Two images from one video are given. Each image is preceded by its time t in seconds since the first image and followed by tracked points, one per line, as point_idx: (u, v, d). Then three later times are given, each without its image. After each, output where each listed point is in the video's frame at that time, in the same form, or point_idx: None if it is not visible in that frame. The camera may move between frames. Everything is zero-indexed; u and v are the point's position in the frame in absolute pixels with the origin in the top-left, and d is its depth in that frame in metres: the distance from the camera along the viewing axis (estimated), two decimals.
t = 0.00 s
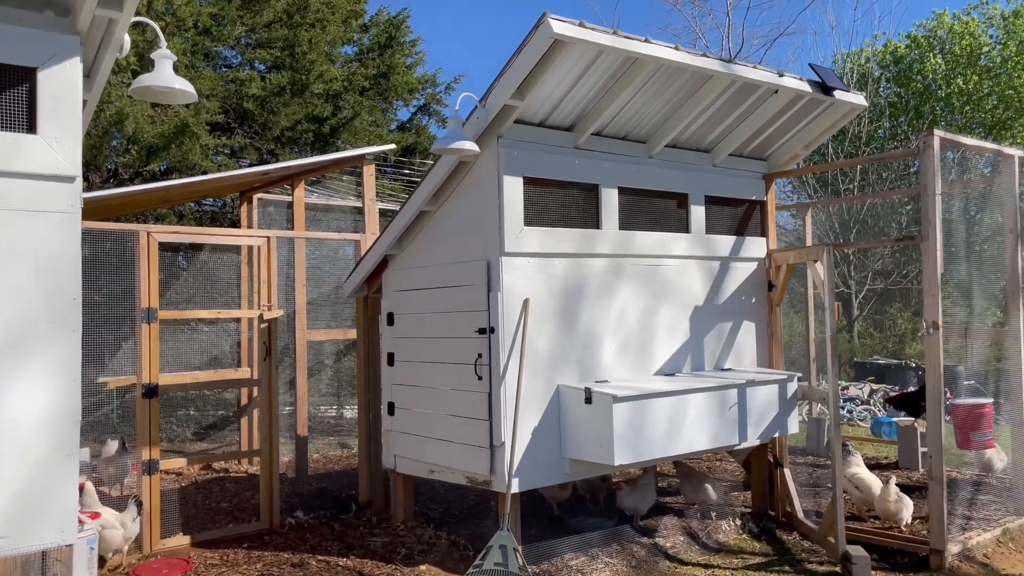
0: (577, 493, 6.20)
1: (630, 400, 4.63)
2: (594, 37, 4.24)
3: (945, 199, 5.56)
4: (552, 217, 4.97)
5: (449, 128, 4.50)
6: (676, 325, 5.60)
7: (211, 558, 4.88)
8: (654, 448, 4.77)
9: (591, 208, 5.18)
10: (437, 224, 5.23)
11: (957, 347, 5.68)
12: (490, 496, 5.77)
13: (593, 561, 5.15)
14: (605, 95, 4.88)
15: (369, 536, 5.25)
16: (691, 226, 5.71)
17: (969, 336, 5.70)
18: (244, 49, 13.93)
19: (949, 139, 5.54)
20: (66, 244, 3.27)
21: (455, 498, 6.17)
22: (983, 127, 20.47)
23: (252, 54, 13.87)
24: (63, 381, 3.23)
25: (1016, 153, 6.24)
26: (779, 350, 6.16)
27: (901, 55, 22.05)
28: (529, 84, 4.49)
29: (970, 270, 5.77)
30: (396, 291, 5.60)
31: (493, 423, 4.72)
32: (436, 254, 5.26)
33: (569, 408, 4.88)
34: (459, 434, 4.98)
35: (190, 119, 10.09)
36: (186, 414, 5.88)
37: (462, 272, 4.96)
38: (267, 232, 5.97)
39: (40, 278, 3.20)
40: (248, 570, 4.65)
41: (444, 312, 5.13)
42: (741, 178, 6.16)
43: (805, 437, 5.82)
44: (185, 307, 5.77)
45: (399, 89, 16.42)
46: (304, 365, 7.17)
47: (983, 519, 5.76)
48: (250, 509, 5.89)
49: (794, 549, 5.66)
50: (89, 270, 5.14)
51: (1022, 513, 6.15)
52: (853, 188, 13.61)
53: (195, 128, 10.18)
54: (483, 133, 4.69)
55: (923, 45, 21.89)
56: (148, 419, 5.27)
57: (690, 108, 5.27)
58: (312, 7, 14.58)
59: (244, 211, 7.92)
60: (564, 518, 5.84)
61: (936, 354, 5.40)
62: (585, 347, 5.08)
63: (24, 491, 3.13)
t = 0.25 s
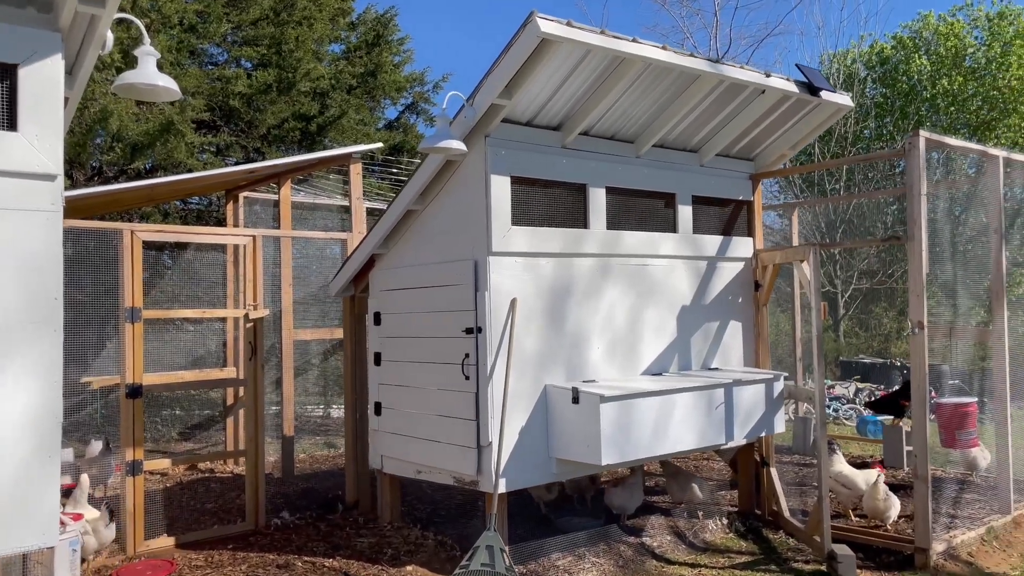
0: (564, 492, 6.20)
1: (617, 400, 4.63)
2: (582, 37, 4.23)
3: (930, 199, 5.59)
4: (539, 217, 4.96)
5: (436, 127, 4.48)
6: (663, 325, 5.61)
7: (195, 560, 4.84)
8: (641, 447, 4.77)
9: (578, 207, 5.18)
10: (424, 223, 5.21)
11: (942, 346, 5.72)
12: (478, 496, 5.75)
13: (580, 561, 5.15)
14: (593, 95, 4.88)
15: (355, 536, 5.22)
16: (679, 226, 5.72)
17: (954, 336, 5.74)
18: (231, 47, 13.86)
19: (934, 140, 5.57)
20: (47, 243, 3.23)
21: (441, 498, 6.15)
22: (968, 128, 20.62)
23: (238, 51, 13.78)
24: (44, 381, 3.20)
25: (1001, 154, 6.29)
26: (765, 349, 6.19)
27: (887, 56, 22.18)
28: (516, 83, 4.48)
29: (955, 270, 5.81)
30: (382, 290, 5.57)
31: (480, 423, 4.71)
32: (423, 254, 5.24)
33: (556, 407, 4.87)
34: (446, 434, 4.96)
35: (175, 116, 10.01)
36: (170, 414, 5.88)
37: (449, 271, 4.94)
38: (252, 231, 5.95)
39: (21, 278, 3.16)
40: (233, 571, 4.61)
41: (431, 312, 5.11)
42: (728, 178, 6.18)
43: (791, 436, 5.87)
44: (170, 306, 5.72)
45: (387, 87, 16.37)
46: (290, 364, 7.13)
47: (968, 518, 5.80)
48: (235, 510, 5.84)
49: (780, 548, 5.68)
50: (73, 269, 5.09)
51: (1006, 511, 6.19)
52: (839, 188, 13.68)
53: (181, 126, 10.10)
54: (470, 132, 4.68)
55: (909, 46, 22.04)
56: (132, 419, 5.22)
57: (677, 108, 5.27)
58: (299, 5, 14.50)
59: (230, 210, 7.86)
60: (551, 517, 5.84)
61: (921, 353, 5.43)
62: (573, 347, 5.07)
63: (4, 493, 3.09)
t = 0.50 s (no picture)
0: (552, 490, 6.16)
1: (604, 397, 4.59)
2: (568, 30, 4.19)
3: (918, 196, 5.58)
4: (526, 213, 4.92)
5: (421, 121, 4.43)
6: (651, 321, 5.58)
7: (178, 559, 4.77)
8: (628, 444, 4.74)
9: (566, 203, 5.14)
10: (410, 219, 5.16)
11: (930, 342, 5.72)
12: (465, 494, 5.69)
13: (567, 558, 5.12)
14: (580, 89, 4.84)
15: (340, 535, 5.16)
16: (666, 222, 5.69)
17: (941, 332, 5.74)
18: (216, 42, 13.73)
19: (922, 136, 5.56)
20: (24, 238, 3.16)
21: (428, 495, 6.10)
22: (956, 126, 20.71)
23: (224, 46, 13.66)
24: (20, 379, 3.13)
25: (988, 150, 6.29)
26: (753, 346, 6.17)
27: (875, 55, 22.24)
28: (502, 77, 4.43)
29: (943, 266, 5.80)
30: (368, 286, 5.52)
31: (466, 420, 4.67)
32: (409, 249, 5.19)
33: (543, 404, 4.84)
34: (432, 432, 4.92)
35: (158, 111, 9.89)
36: (156, 412, 5.78)
37: (435, 267, 4.89)
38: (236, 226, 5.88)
39: None
40: (216, 570, 4.54)
41: (417, 308, 5.07)
42: (716, 174, 6.15)
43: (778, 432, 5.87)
44: (153, 302, 5.64)
45: (374, 83, 16.29)
46: (276, 362, 7.06)
47: (955, 514, 5.81)
48: (220, 508, 5.77)
49: (768, 545, 5.67)
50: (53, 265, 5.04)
51: (993, 507, 6.20)
52: (827, 186, 13.70)
53: (164, 121, 9.98)
54: (456, 126, 4.63)
55: (897, 44, 22.13)
56: (113, 417, 5.14)
57: (665, 103, 5.24)
58: None
59: (215, 206, 7.78)
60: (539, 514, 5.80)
61: (909, 350, 5.42)
62: (560, 344, 5.04)
63: None
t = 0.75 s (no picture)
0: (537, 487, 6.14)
1: (587, 395, 4.57)
2: (550, 25, 4.15)
3: (904, 192, 5.57)
4: (509, 210, 4.88)
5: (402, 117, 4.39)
6: (636, 319, 5.56)
7: (158, 559, 4.73)
8: (612, 442, 4.72)
9: (550, 200, 5.11)
10: (393, 216, 5.12)
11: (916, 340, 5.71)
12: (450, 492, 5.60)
13: (551, 557, 5.10)
14: (563, 85, 4.81)
15: (323, 534, 5.13)
16: (652, 219, 5.67)
17: (927, 329, 5.73)
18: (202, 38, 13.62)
19: (908, 132, 5.54)
20: None
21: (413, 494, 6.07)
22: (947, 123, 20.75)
23: (209, 42, 13.57)
24: None
25: (975, 147, 6.29)
26: (739, 343, 6.16)
27: (865, 52, 22.26)
28: (484, 72, 4.40)
29: (929, 263, 5.79)
30: (351, 284, 5.48)
31: (448, 418, 4.63)
32: (392, 247, 5.15)
33: (527, 402, 4.81)
34: (415, 430, 4.88)
35: (141, 107, 9.81)
36: (142, 409, 5.69)
37: (417, 265, 4.85)
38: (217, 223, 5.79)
39: None
40: (195, 571, 4.50)
41: (400, 306, 5.03)
42: (702, 171, 6.13)
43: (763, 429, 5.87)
44: (134, 300, 5.60)
45: (362, 79, 16.23)
46: (260, 360, 7.02)
47: (940, 511, 5.80)
48: (202, 507, 5.73)
49: (753, 543, 5.66)
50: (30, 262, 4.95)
51: (979, 504, 6.20)
52: (818, 183, 13.69)
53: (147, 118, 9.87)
54: (437, 123, 4.59)
55: (888, 41, 22.15)
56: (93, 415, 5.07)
57: (650, 99, 5.21)
58: None
59: (199, 203, 7.72)
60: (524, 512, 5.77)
61: (894, 346, 5.40)
62: (544, 342, 5.01)
63: None
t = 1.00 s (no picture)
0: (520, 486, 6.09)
1: (566, 393, 4.52)
2: (526, 19, 4.10)
3: (887, 188, 5.53)
4: (488, 206, 4.83)
5: (377, 112, 4.33)
6: (618, 316, 5.52)
7: (132, 561, 4.67)
8: (591, 441, 4.68)
9: (530, 196, 5.05)
10: (371, 212, 5.06)
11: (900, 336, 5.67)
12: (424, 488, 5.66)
13: (531, 556, 5.05)
14: (542, 80, 4.75)
15: (301, 535, 5.08)
16: (634, 216, 5.62)
17: (912, 325, 5.69)
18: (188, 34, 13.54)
19: (892, 127, 5.50)
20: None
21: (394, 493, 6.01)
22: (940, 119, 20.72)
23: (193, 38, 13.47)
24: None
25: (960, 142, 6.25)
26: (723, 340, 6.12)
27: (858, 48, 22.22)
28: (461, 67, 4.34)
29: (913, 259, 5.75)
30: (330, 281, 5.42)
31: (426, 417, 4.58)
32: (370, 244, 5.09)
33: (506, 401, 4.76)
34: (393, 429, 4.83)
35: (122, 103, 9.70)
36: (127, 409, 5.78)
37: (395, 262, 4.80)
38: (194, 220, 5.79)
39: None
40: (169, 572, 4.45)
41: (379, 304, 4.97)
42: (686, 167, 6.09)
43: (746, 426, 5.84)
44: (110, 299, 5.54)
45: (349, 75, 16.16)
46: (242, 358, 6.96)
47: (925, 509, 5.77)
48: (181, 507, 5.66)
49: (737, 541, 5.62)
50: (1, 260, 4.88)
51: (964, 502, 6.16)
52: (809, 179, 13.66)
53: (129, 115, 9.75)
54: (414, 118, 4.53)
55: (881, 37, 22.11)
56: (66, 416, 5.06)
57: (631, 94, 5.16)
58: None
59: (182, 199, 7.66)
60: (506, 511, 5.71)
61: (877, 343, 5.36)
62: (524, 340, 4.96)
63: None
